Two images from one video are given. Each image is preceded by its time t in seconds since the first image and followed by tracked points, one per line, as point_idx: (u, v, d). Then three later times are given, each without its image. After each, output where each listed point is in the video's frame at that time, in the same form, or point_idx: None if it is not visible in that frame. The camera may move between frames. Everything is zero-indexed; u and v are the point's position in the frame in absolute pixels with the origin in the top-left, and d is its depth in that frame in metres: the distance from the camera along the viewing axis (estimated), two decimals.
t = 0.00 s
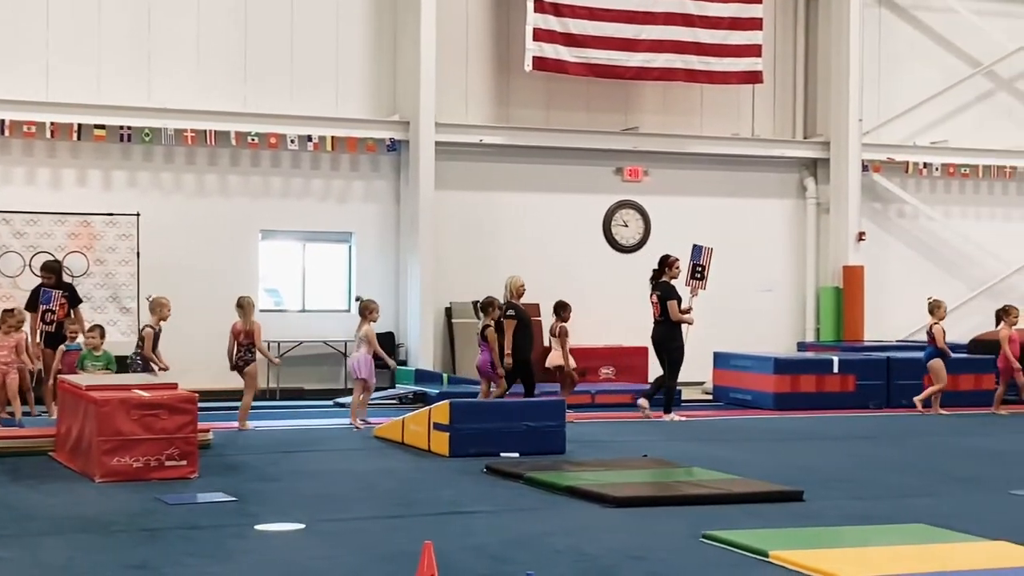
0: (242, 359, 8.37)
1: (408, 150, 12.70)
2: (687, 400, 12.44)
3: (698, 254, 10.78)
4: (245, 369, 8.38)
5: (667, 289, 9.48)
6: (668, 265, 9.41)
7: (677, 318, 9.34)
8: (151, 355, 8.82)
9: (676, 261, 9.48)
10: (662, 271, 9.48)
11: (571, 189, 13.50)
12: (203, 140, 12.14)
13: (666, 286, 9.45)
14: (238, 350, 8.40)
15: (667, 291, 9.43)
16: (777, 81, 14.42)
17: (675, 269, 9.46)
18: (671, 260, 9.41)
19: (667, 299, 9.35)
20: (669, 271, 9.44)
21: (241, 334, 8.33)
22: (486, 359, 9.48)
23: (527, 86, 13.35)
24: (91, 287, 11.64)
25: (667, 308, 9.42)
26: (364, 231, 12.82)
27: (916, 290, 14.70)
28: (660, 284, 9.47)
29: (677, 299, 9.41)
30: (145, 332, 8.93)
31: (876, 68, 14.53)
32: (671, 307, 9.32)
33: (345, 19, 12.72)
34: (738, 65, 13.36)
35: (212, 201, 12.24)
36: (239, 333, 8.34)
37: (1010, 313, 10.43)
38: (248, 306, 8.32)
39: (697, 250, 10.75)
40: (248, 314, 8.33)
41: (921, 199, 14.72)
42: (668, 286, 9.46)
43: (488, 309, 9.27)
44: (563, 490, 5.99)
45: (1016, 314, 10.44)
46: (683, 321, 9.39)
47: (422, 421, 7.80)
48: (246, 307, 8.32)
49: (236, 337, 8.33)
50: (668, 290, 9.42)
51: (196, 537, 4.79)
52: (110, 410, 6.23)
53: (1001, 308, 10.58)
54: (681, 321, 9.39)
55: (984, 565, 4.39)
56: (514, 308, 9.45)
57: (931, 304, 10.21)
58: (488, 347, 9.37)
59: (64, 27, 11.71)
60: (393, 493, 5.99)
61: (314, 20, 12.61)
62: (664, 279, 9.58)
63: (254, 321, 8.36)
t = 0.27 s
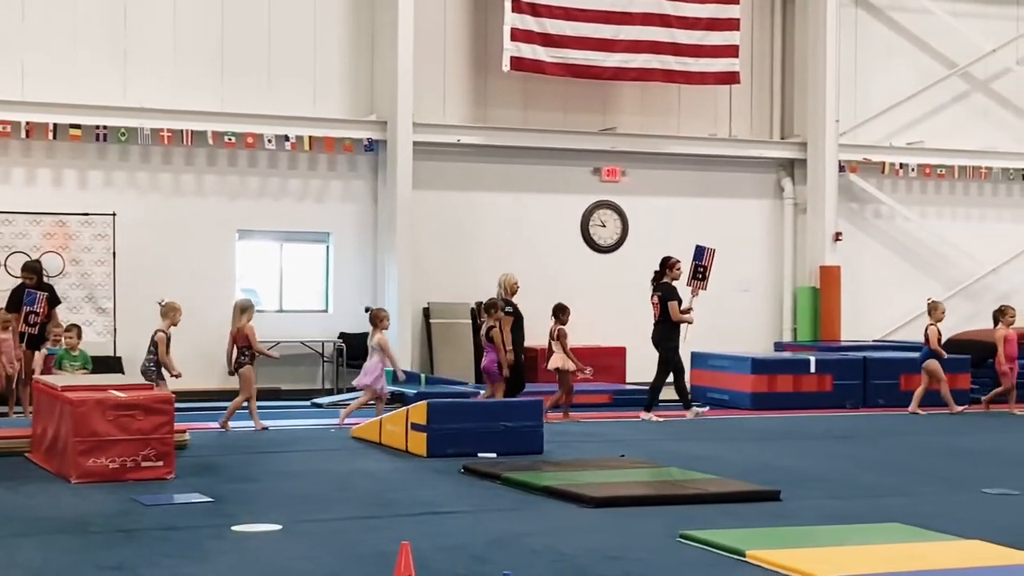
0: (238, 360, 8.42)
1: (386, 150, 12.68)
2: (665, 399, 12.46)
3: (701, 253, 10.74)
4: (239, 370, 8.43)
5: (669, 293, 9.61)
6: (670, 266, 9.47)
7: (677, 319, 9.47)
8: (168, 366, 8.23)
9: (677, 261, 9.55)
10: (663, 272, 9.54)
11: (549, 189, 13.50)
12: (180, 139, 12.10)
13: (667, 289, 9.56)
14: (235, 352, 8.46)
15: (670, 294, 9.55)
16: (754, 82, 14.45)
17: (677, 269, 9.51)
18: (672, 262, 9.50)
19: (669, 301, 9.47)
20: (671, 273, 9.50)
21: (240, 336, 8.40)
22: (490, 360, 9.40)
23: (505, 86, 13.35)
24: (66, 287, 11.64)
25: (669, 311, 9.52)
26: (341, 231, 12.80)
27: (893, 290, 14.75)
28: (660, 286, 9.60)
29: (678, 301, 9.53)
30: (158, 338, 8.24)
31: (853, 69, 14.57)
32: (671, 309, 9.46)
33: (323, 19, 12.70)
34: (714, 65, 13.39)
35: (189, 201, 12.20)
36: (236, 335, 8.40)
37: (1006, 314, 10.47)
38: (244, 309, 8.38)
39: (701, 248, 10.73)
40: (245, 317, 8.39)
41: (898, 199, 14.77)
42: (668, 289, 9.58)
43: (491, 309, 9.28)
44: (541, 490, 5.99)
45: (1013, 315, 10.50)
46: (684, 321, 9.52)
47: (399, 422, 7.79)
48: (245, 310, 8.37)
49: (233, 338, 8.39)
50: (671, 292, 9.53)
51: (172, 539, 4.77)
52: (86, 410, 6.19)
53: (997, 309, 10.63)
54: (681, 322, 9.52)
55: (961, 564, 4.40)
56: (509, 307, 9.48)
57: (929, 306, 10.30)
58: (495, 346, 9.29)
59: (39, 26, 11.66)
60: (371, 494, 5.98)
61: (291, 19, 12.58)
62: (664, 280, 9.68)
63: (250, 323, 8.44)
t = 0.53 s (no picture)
0: (236, 360, 8.45)
1: (364, 150, 12.66)
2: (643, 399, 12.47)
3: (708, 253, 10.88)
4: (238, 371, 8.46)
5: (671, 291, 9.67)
6: (672, 267, 9.47)
7: (677, 318, 9.54)
8: (179, 358, 8.12)
9: (678, 260, 9.54)
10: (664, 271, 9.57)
11: (527, 189, 13.50)
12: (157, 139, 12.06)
13: (668, 288, 9.62)
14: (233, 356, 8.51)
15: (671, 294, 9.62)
16: (732, 82, 14.48)
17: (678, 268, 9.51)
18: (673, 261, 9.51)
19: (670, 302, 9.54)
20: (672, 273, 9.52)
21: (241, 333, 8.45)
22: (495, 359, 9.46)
23: (483, 86, 13.34)
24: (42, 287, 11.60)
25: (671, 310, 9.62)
26: (320, 231, 12.78)
27: (870, 290, 14.80)
28: (662, 283, 9.65)
29: (679, 299, 9.58)
30: (168, 332, 8.30)
31: (831, 69, 14.61)
32: (671, 308, 9.52)
33: (301, 19, 12.67)
34: (693, 65, 13.41)
35: (166, 201, 12.16)
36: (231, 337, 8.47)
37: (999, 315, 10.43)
38: (238, 307, 8.47)
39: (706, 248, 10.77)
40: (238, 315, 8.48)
41: (876, 199, 14.81)
42: (670, 288, 9.63)
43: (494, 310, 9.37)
44: (519, 490, 5.99)
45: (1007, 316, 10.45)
46: (684, 320, 9.58)
47: (377, 422, 7.78)
48: (241, 309, 8.49)
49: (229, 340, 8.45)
50: (672, 291, 9.60)
51: (149, 540, 4.75)
52: (62, 411, 6.17)
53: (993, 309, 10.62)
54: (682, 320, 9.59)
55: (937, 563, 4.42)
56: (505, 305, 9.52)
57: (927, 303, 10.30)
58: (501, 345, 9.38)
59: (15, 24, 11.61)
60: (348, 494, 5.97)
61: (269, 19, 12.55)
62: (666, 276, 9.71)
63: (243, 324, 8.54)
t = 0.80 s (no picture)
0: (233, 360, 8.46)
1: (342, 150, 12.64)
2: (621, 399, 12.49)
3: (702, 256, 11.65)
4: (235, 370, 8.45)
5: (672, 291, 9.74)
6: (673, 270, 9.52)
7: (678, 318, 9.69)
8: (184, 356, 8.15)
9: (681, 262, 9.55)
10: (666, 273, 9.62)
11: (507, 190, 13.50)
12: (135, 139, 12.02)
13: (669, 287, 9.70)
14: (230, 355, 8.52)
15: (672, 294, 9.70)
16: (711, 82, 14.50)
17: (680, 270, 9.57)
18: (674, 262, 9.56)
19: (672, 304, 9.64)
20: (674, 275, 9.56)
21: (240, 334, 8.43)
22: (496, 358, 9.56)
23: (462, 86, 13.34)
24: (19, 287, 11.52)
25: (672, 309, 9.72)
26: (298, 231, 12.75)
27: (848, 290, 14.85)
28: (663, 283, 9.73)
29: (680, 300, 9.70)
30: (174, 330, 8.34)
31: (809, 70, 14.64)
32: (672, 309, 9.67)
33: (279, 18, 12.65)
34: (672, 66, 13.43)
35: (144, 201, 12.12)
36: (230, 337, 8.45)
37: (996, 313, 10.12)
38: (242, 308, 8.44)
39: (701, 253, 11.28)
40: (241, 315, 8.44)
41: (854, 199, 14.86)
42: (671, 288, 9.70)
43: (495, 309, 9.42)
44: (497, 490, 5.99)
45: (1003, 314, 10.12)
46: (684, 321, 9.72)
47: (355, 422, 7.78)
48: (239, 310, 8.42)
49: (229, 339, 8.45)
50: (673, 292, 9.68)
51: (127, 541, 4.73)
52: (39, 412, 6.14)
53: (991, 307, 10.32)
54: (683, 321, 9.73)
55: (914, 562, 4.44)
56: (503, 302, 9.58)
57: (926, 303, 10.28)
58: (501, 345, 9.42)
59: None
60: (326, 495, 5.96)
61: (248, 18, 12.52)
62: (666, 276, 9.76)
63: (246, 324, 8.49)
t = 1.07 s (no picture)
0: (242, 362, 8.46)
1: (322, 150, 12.62)
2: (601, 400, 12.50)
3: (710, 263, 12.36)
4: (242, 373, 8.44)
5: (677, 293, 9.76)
6: (677, 273, 9.55)
7: (684, 320, 9.72)
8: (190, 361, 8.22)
9: (685, 263, 9.57)
10: (671, 275, 9.62)
11: (487, 190, 13.50)
12: (113, 138, 11.98)
13: (674, 289, 9.72)
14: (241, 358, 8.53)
15: (677, 296, 9.73)
16: (691, 82, 14.52)
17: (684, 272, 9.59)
18: (679, 264, 9.58)
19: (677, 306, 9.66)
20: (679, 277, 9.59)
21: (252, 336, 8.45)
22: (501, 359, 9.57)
23: (443, 86, 13.33)
24: None
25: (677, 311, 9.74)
26: (278, 231, 12.72)
27: (828, 290, 14.88)
28: (668, 285, 9.77)
29: (685, 301, 9.72)
30: (176, 331, 8.39)
31: (789, 71, 14.67)
32: (677, 311, 9.69)
33: (259, 17, 12.62)
34: (652, 66, 13.45)
35: (122, 201, 12.08)
36: (243, 339, 8.47)
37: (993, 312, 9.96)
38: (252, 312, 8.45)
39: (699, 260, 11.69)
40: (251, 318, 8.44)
41: (833, 199, 14.89)
42: (676, 289, 9.72)
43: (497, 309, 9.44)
44: (477, 490, 5.99)
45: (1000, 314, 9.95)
46: (691, 322, 9.76)
47: (335, 422, 7.76)
48: (252, 313, 8.44)
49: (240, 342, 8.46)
50: (677, 294, 9.70)
51: (104, 542, 4.71)
52: (16, 413, 6.10)
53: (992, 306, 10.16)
54: (689, 323, 9.78)
55: (893, 562, 4.44)
56: (507, 301, 9.60)
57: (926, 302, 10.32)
58: (503, 345, 9.41)
59: None
60: (305, 495, 5.95)
61: (228, 17, 12.49)
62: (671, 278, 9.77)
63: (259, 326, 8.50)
